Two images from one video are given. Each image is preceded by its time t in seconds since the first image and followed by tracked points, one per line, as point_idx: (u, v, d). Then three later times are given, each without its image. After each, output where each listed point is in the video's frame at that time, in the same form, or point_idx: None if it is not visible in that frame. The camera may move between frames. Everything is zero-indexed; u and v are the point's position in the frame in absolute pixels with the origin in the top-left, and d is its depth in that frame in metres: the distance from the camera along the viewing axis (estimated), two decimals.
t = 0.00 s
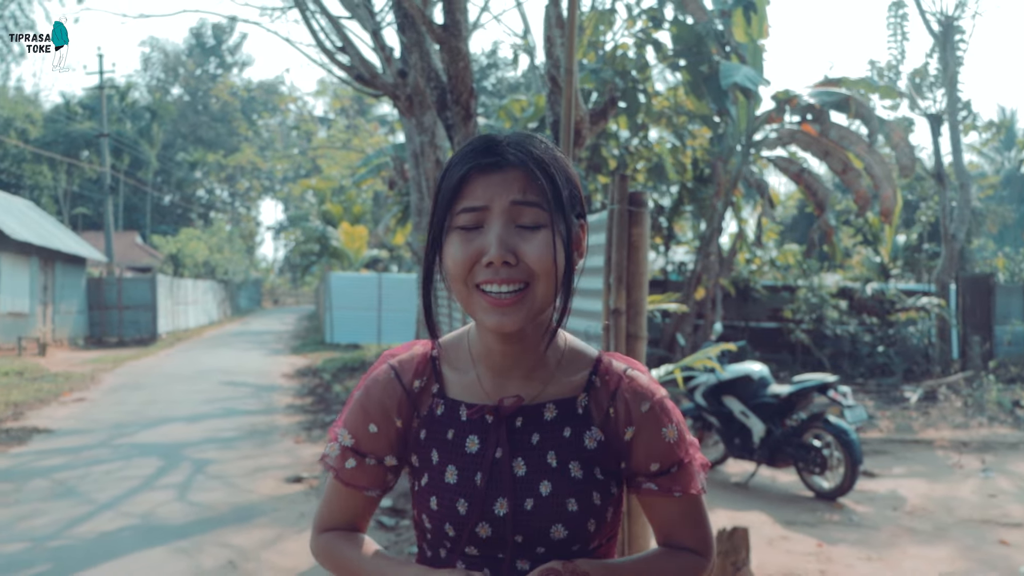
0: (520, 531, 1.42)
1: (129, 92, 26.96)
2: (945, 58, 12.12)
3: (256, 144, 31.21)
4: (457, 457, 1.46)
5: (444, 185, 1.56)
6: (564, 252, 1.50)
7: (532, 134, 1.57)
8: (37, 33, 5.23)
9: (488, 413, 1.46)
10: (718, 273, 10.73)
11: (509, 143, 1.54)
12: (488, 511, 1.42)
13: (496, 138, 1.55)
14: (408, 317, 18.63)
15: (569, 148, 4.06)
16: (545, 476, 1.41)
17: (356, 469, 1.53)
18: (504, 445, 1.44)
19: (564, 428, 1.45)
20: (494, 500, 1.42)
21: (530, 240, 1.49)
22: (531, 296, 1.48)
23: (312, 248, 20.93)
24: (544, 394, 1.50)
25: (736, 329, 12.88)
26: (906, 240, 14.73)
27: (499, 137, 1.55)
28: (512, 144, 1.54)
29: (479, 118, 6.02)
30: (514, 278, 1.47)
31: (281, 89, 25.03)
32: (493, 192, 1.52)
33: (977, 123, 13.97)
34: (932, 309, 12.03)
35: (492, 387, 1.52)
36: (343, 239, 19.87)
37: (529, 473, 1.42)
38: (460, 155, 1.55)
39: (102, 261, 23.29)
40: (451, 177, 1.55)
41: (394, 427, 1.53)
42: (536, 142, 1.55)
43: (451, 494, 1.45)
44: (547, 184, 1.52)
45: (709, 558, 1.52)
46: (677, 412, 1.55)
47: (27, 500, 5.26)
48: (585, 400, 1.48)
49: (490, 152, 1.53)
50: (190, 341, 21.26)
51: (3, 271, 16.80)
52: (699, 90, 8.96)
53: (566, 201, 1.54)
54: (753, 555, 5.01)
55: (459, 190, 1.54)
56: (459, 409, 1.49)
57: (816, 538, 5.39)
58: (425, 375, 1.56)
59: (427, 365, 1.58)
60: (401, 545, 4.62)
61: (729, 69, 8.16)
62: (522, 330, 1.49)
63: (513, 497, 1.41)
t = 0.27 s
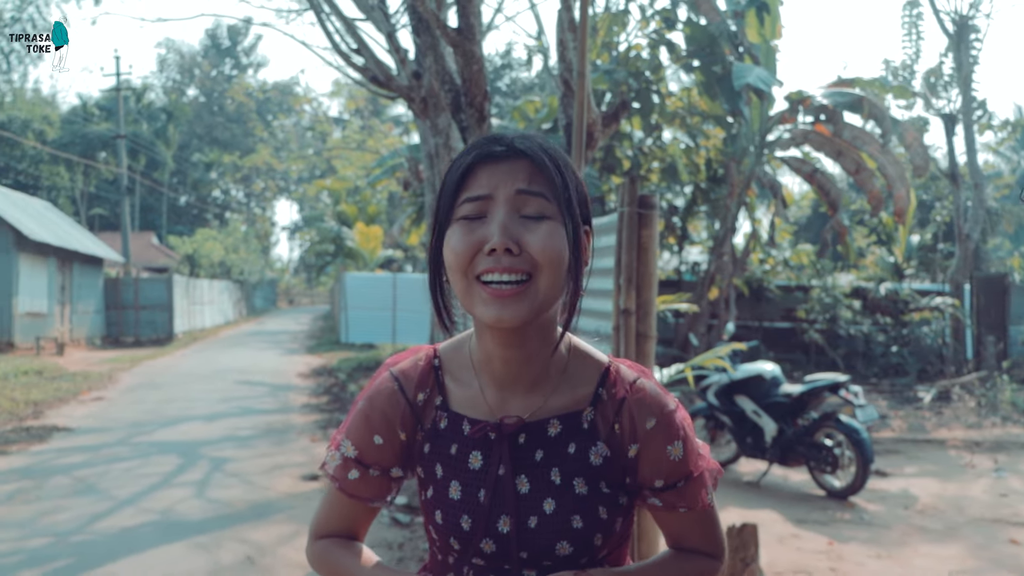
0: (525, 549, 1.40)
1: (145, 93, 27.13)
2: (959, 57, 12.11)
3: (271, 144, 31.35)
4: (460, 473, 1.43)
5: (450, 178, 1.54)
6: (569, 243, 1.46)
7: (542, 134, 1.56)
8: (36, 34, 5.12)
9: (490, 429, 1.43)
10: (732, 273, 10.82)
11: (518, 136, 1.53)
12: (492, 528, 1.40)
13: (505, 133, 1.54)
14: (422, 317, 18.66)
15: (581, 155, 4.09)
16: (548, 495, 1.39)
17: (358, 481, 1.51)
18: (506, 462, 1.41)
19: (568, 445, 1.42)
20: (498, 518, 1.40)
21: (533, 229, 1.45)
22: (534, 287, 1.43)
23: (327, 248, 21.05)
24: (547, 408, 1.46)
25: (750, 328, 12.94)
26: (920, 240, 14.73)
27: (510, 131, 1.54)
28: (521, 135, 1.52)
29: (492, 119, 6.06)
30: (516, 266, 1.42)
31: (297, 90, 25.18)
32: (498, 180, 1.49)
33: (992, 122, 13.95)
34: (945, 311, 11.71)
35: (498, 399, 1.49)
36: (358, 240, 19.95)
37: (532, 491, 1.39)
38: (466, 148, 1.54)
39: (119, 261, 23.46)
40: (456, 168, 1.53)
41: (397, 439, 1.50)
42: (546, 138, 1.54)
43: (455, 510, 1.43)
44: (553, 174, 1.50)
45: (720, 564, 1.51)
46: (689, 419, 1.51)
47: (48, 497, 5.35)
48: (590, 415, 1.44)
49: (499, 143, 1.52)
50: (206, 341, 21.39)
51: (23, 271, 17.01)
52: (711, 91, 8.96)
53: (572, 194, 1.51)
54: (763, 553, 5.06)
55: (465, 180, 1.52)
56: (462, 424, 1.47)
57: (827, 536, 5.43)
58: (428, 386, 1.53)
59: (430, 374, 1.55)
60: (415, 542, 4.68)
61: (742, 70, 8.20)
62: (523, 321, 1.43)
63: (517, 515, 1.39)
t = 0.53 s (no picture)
0: (531, 529, 1.44)
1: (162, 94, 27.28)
2: (975, 57, 12.08)
3: (287, 144, 31.47)
4: (466, 454, 1.48)
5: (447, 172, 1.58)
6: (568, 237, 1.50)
7: (536, 119, 1.58)
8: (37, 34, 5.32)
9: (496, 410, 1.48)
10: (747, 274, 10.85)
11: (513, 126, 1.54)
12: (498, 509, 1.44)
13: (498, 122, 1.56)
14: (437, 317, 18.70)
15: (595, 158, 4.13)
16: (554, 475, 1.43)
17: (366, 464, 1.58)
18: (511, 443, 1.45)
19: (573, 426, 1.45)
20: (503, 498, 1.44)
21: (533, 224, 1.49)
22: (537, 283, 1.49)
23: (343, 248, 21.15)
24: (553, 389, 1.50)
25: (765, 328, 12.95)
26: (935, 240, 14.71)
27: (503, 120, 1.55)
28: (514, 127, 1.54)
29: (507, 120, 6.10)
30: (518, 264, 1.48)
31: (312, 91, 25.28)
32: (495, 177, 1.53)
33: (1009, 121, 13.91)
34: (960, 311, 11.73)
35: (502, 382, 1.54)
36: (374, 240, 20.02)
37: (537, 471, 1.43)
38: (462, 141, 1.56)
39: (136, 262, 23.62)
40: (453, 164, 1.56)
41: (404, 422, 1.57)
42: (541, 123, 1.55)
43: (462, 492, 1.47)
44: (550, 166, 1.52)
45: (725, 547, 1.55)
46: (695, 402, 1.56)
47: (70, 494, 5.45)
48: (596, 395, 1.49)
49: (493, 137, 1.54)
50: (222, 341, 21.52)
51: (42, 271, 17.22)
52: (726, 91, 8.99)
53: (570, 182, 1.54)
54: (775, 550, 5.11)
55: (463, 175, 1.55)
56: (467, 406, 1.51)
57: (838, 535, 5.48)
58: (434, 370, 1.59)
59: (437, 359, 1.61)
60: (431, 538, 4.75)
61: (756, 71, 8.22)
62: (526, 315, 1.49)
63: (522, 495, 1.43)
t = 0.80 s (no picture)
0: (537, 512, 1.44)
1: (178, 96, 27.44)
2: (991, 56, 12.04)
3: (303, 145, 31.58)
4: (473, 436, 1.50)
5: (452, 172, 1.59)
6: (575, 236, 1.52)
7: (539, 111, 1.57)
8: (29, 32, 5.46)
9: (504, 391, 1.50)
10: (761, 274, 10.88)
11: (515, 125, 1.54)
12: (504, 491, 1.46)
13: (500, 121, 1.55)
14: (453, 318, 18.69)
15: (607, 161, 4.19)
16: (562, 457, 1.44)
17: (375, 449, 1.64)
18: (520, 424, 1.48)
19: (582, 408, 1.48)
20: (510, 480, 1.45)
21: (539, 225, 1.51)
22: (545, 283, 1.52)
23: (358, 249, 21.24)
24: (561, 373, 1.54)
25: (779, 328, 13.00)
26: (951, 240, 14.68)
27: (505, 119, 1.55)
28: (518, 126, 1.54)
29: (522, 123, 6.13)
30: (525, 265, 1.50)
31: (327, 92, 25.40)
32: (500, 179, 1.54)
33: None
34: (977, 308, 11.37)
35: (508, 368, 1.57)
36: (390, 240, 20.06)
37: (544, 453, 1.45)
38: (466, 142, 1.57)
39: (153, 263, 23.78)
40: (457, 164, 1.57)
41: (409, 407, 1.61)
42: (544, 120, 1.55)
43: (467, 475, 1.49)
44: (554, 166, 1.53)
45: (724, 542, 1.56)
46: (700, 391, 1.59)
47: (91, 490, 5.53)
48: (603, 379, 1.51)
49: (496, 139, 1.55)
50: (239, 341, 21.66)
51: (62, 273, 17.51)
52: (740, 92, 8.98)
53: (576, 179, 1.55)
54: (787, 548, 5.15)
55: (467, 176, 1.56)
56: (475, 388, 1.54)
57: (850, 533, 5.51)
58: (442, 355, 1.64)
59: (445, 346, 1.65)
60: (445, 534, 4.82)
61: (770, 72, 8.25)
62: (535, 312, 1.53)
63: (530, 477, 1.44)
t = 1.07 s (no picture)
0: (540, 528, 1.44)
1: (194, 97, 27.61)
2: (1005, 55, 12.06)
3: (318, 145, 31.70)
4: (474, 453, 1.48)
5: (458, 178, 1.58)
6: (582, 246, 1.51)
7: (548, 122, 1.58)
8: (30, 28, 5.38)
9: (505, 409, 1.49)
10: (775, 274, 10.91)
11: (525, 133, 1.54)
12: (506, 509, 1.45)
13: (510, 129, 1.55)
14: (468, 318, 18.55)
15: (620, 165, 4.24)
16: (564, 473, 1.44)
17: (376, 468, 1.60)
18: (521, 442, 1.46)
19: (583, 425, 1.48)
20: (512, 497, 1.45)
21: (545, 234, 1.51)
22: (550, 291, 1.50)
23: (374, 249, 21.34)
24: (562, 389, 1.53)
25: (793, 328, 12.97)
26: (966, 239, 14.68)
27: (515, 127, 1.55)
28: (527, 135, 1.54)
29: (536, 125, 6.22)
30: (531, 273, 1.49)
31: (342, 93, 25.51)
32: (507, 186, 1.53)
33: None
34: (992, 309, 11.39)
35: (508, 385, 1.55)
36: (405, 240, 20.10)
37: (547, 470, 1.44)
38: (474, 149, 1.56)
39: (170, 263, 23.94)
40: (465, 171, 1.56)
41: (410, 424, 1.58)
42: (554, 130, 1.55)
43: (469, 492, 1.48)
44: (562, 176, 1.53)
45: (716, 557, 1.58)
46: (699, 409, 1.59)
47: (111, 487, 5.62)
48: (604, 395, 1.51)
49: (505, 146, 1.54)
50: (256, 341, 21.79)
51: (79, 272, 17.52)
52: (754, 91, 8.97)
53: (583, 191, 1.55)
54: (799, 545, 5.20)
55: (474, 183, 1.55)
56: (476, 405, 1.52)
57: (861, 531, 5.55)
58: (441, 370, 1.59)
59: (443, 360, 1.61)
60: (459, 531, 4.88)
61: (783, 72, 8.27)
62: (539, 322, 1.51)
63: (532, 494, 1.44)
